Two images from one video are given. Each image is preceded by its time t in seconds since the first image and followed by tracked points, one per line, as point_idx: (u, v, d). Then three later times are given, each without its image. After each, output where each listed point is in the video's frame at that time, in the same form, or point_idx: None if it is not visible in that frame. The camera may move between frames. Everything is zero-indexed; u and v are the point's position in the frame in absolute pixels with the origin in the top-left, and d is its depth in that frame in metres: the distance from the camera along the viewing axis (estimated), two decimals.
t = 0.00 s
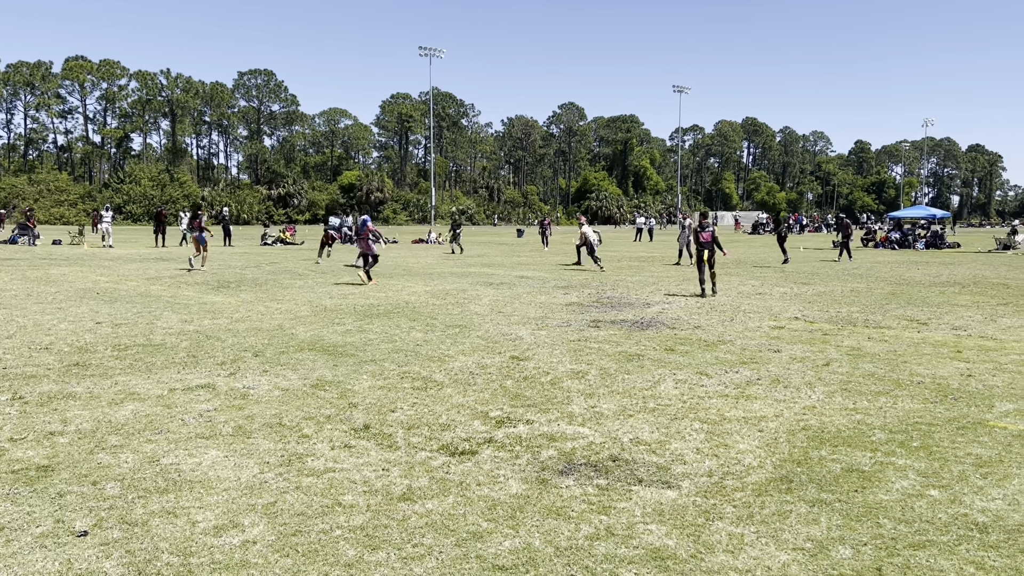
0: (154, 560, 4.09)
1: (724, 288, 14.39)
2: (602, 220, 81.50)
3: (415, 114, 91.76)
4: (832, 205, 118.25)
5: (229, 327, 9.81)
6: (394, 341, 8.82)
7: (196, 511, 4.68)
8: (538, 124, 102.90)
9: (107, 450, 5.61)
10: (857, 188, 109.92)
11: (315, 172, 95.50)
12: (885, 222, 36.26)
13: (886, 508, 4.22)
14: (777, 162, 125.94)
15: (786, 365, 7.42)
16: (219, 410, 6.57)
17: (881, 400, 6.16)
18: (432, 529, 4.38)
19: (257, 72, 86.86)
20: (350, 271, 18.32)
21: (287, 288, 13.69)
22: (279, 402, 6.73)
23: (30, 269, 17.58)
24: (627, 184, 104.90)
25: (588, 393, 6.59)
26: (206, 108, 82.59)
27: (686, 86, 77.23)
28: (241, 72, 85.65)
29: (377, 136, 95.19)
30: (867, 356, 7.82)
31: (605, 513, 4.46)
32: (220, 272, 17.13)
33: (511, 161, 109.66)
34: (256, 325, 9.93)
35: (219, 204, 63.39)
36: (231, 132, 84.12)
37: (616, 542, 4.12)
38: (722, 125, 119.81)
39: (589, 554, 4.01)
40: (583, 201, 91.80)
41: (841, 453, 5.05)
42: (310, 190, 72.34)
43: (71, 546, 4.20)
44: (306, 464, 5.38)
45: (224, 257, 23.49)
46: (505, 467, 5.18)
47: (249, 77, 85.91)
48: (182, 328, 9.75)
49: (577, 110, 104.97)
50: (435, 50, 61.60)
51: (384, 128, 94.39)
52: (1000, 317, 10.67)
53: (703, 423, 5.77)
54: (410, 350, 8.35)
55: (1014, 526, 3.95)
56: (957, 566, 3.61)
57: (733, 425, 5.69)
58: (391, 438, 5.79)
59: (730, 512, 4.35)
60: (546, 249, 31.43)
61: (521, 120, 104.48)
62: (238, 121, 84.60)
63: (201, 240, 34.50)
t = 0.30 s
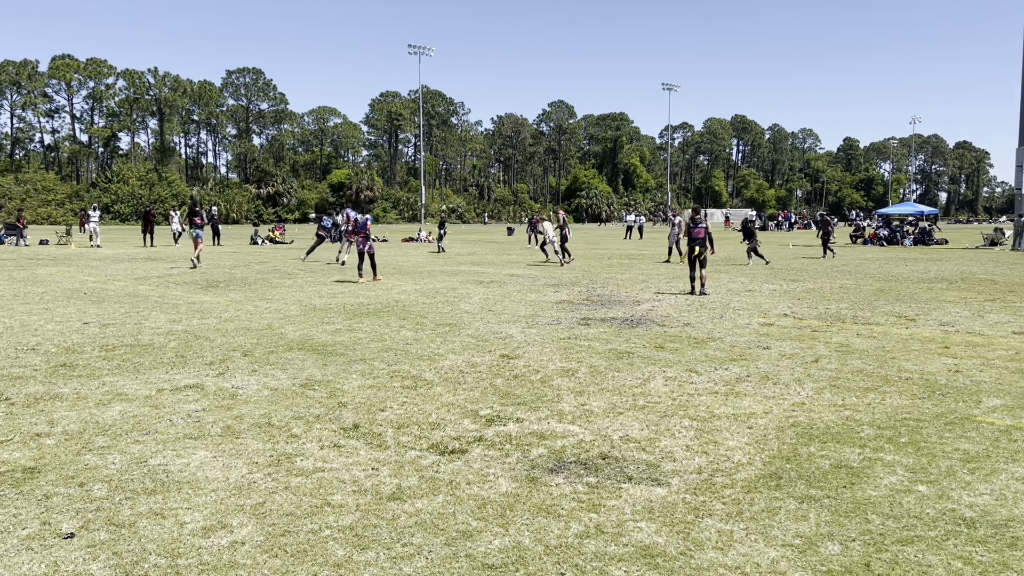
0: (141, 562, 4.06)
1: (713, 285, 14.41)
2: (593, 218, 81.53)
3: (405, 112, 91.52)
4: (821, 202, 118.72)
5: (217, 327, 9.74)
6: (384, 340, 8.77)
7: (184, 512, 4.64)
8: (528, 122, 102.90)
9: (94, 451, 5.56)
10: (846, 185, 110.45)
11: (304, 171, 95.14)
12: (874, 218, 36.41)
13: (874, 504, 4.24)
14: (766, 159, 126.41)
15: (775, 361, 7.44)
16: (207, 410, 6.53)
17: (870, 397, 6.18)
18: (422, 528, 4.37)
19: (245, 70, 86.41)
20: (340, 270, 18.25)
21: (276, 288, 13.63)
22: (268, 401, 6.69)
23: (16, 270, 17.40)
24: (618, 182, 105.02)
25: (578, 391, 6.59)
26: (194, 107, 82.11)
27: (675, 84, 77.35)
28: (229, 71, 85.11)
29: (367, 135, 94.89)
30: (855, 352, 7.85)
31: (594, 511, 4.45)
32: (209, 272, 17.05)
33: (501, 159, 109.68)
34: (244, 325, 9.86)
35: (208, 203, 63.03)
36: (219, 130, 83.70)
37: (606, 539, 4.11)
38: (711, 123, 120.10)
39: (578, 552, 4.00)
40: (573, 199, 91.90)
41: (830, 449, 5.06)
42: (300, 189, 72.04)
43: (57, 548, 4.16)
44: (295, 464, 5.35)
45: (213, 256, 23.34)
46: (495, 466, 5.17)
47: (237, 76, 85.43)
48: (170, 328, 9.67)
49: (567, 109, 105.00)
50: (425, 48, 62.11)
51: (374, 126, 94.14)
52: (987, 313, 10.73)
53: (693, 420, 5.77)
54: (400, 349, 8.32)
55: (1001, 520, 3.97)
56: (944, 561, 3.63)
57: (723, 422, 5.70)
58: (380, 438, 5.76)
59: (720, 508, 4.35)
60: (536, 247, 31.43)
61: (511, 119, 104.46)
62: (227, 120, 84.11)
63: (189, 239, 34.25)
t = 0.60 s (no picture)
0: (121, 566, 4.00)
1: (701, 283, 14.43)
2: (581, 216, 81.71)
3: (392, 111, 91.33)
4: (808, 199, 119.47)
5: (202, 328, 9.65)
6: (370, 340, 8.72)
7: (166, 515, 4.60)
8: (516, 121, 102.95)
9: (76, 454, 5.50)
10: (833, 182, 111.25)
11: (291, 170, 94.73)
12: (860, 215, 36.62)
13: (858, 499, 4.24)
14: (753, 157, 127.00)
15: (760, 358, 7.46)
16: (191, 412, 6.46)
17: (855, 393, 6.19)
18: (406, 528, 4.34)
19: (231, 70, 85.94)
20: (327, 269, 18.15)
21: (263, 288, 13.53)
22: (252, 402, 6.63)
23: None
24: (606, 180, 105.22)
25: (564, 389, 6.57)
26: (180, 107, 81.57)
27: (661, 81, 77.53)
28: (215, 70, 84.64)
29: (354, 134, 94.62)
30: (841, 348, 7.87)
31: (579, 509, 4.44)
32: (195, 272, 16.91)
33: (489, 157, 109.66)
34: (229, 325, 9.77)
35: (194, 203, 62.64)
36: (205, 130, 83.23)
37: (591, 538, 4.10)
38: (698, 120, 120.51)
39: (563, 551, 3.98)
40: (561, 197, 92.04)
41: (815, 445, 5.06)
42: (287, 188, 71.75)
43: (36, 553, 4.10)
44: (279, 465, 5.31)
45: (199, 257, 23.15)
46: (480, 466, 5.15)
47: (222, 76, 84.95)
48: (155, 329, 9.57)
49: (554, 107, 105.10)
50: (410, 47, 61.99)
51: (361, 125, 93.88)
52: (972, 308, 10.79)
53: (679, 417, 5.76)
54: (387, 348, 8.28)
55: (984, 514, 3.98)
56: (927, 555, 3.63)
57: (709, 419, 5.69)
58: (365, 438, 5.73)
59: (705, 506, 4.35)
60: (524, 246, 31.40)
61: (498, 117, 104.44)
62: (213, 120, 83.65)
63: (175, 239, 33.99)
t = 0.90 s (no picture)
0: (95, 572, 3.94)
1: (685, 281, 14.45)
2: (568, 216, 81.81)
3: (378, 111, 91.03)
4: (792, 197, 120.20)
5: (184, 330, 9.56)
6: (353, 341, 8.66)
7: (142, 520, 4.53)
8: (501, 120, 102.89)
9: (52, 459, 5.41)
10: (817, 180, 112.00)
11: (276, 171, 94.22)
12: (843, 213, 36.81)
13: (838, 497, 4.24)
14: (738, 155, 127.59)
15: (743, 356, 7.46)
16: (170, 415, 6.38)
17: (836, 390, 6.20)
18: (385, 531, 4.29)
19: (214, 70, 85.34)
20: (311, 270, 18.04)
21: (245, 289, 13.43)
22: (233, 404, 6.57)
23: None
24: (592, 179, 105.35)
25: (548, 389, 6.54)
26: (163, 108, 80.92)
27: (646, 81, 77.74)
28: (198, 71, 84.05)
29: (339, 134, 94.25)
30: (823, 346, 7.89)
31: (560, 510, 4.41)
32: (177, 274, 16.76)
33: (475, 157, 109.52)
34: (211, 327, 9.68)
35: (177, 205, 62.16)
36: (189, 131, 82.67)
37: (571, 538, 4.07)
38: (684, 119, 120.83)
39: (543, 552, 3.95)
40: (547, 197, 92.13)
41: (796, 443, 5.06)
42: (271, 189, 71.33)
43: (10, 560, 4.04)
44: (258, 468, 5.25)
45: (181, 259, 22.94)
46: (461, 467, 5.11)
47: (206, 76, 84.36)
48: (136, 332, 9.47)
49: (540, 107, 105.20)
50: (396, 48, 59.66)
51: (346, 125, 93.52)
52: (953, 305, 10.86)
53: (661, 416, 5.75)
54: (369, 350, 8.22)
55: (961, 510, 3.98)
56: (905, 552, 3.63)
57: (690, 418, 5.69)
58: (346, 440, 5.68)
59: (685, 505, 4.33)
60: (510, 246, 31.38)
61: (484, 117, 104.31)
62: (196, 121, 83.10)
63: (158, 242, 33.72)
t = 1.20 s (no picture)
0: None
1: (667, 281, 14.47)
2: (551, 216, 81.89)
3: (360, 113, 90.76)
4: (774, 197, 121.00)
5: (162, 334, 9.44)
6: (333, 344, 8.58)
7: (112, 527, 4.45)
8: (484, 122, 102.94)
9: (23, 467, 5.31)
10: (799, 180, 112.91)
11: (258, 173, 93.70)
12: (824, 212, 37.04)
13: (814, 495, 4.23)
14: (720, 155, 128.35)
15: (723, 355, 7.47)
16: (146, 420, 6.28)
17: (814, 388, 6.21)
18: (359, 535, 4.24)
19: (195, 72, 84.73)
20: (292, 273, 17.91)
21: (225, 292, 13.31)
22: (209, 409, 6.48)
23: None
24: (575, 180, 105.54)
25: (527, 390, 6.51)
26: (142, 110, 80.20)
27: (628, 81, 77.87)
28: (179, 73, 83.44)
29: (321, 136, 93.92)
30: (802, 344, 7.91)
31: (536, 511, 4.37)
32: (156, 278, 16.58)
33: (459, 158, 109.42)
34: (190, 331, 9.57)
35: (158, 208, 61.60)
36: (170, 134, 82.02)
37: (547, 540, 4.03)
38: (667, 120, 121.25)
39: (518, 554, 3.92)
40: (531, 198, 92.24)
41: (773, 441, 5.06)
42: (253, 192, 70.93)
43: None
44: (233, 473, 5.17)
45: (160, 262, 22.71)
46: (439, 469, 5.06)
47: (186, 78, 83.76)
48: (113, 337, 9.35)
49: (523, 108, 105.39)
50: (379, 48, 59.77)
51: (328, 127, 93.17)
52: (931, 302, 10.92)
53: (640, 416, 5.73)
54: (349, 353, 8.15)
55: (935, 507, 3.98)
56: (879, 549, 3.62)
57: (669, 417, 5.67)
58: (323, 444, 5.62)
59: (661, 504, 4.31)
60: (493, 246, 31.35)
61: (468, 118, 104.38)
62: (177, 123, 82.49)
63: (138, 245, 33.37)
